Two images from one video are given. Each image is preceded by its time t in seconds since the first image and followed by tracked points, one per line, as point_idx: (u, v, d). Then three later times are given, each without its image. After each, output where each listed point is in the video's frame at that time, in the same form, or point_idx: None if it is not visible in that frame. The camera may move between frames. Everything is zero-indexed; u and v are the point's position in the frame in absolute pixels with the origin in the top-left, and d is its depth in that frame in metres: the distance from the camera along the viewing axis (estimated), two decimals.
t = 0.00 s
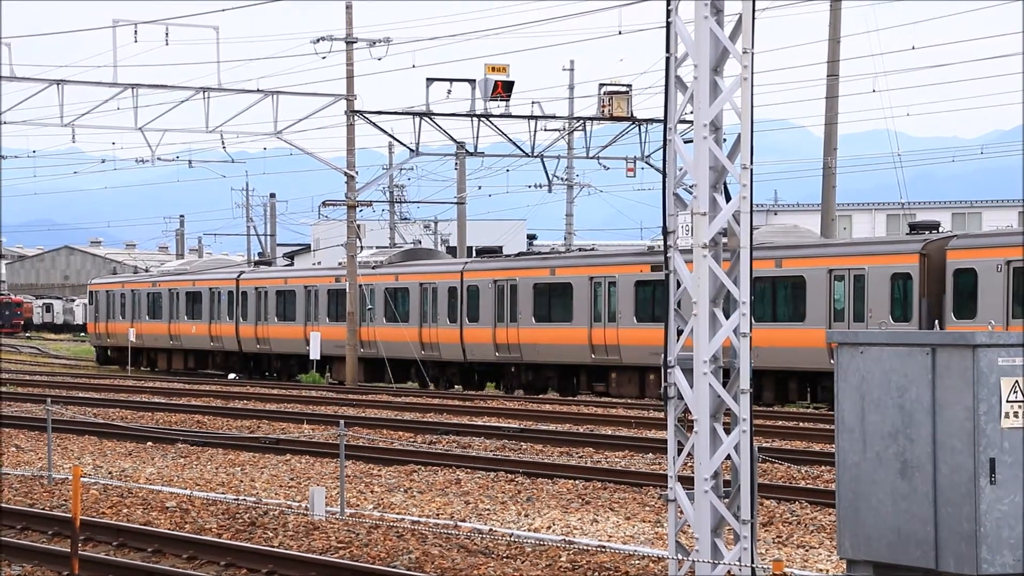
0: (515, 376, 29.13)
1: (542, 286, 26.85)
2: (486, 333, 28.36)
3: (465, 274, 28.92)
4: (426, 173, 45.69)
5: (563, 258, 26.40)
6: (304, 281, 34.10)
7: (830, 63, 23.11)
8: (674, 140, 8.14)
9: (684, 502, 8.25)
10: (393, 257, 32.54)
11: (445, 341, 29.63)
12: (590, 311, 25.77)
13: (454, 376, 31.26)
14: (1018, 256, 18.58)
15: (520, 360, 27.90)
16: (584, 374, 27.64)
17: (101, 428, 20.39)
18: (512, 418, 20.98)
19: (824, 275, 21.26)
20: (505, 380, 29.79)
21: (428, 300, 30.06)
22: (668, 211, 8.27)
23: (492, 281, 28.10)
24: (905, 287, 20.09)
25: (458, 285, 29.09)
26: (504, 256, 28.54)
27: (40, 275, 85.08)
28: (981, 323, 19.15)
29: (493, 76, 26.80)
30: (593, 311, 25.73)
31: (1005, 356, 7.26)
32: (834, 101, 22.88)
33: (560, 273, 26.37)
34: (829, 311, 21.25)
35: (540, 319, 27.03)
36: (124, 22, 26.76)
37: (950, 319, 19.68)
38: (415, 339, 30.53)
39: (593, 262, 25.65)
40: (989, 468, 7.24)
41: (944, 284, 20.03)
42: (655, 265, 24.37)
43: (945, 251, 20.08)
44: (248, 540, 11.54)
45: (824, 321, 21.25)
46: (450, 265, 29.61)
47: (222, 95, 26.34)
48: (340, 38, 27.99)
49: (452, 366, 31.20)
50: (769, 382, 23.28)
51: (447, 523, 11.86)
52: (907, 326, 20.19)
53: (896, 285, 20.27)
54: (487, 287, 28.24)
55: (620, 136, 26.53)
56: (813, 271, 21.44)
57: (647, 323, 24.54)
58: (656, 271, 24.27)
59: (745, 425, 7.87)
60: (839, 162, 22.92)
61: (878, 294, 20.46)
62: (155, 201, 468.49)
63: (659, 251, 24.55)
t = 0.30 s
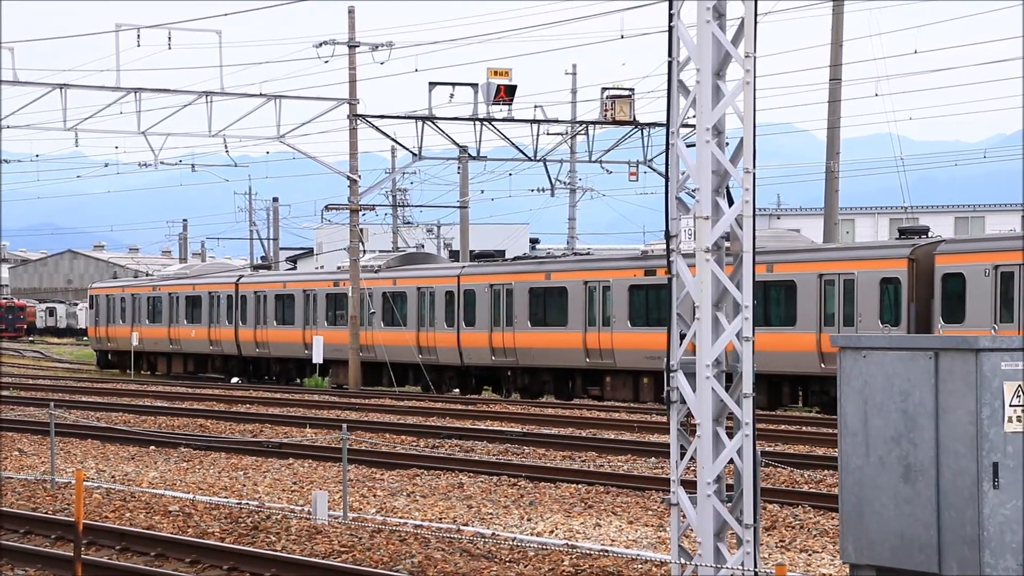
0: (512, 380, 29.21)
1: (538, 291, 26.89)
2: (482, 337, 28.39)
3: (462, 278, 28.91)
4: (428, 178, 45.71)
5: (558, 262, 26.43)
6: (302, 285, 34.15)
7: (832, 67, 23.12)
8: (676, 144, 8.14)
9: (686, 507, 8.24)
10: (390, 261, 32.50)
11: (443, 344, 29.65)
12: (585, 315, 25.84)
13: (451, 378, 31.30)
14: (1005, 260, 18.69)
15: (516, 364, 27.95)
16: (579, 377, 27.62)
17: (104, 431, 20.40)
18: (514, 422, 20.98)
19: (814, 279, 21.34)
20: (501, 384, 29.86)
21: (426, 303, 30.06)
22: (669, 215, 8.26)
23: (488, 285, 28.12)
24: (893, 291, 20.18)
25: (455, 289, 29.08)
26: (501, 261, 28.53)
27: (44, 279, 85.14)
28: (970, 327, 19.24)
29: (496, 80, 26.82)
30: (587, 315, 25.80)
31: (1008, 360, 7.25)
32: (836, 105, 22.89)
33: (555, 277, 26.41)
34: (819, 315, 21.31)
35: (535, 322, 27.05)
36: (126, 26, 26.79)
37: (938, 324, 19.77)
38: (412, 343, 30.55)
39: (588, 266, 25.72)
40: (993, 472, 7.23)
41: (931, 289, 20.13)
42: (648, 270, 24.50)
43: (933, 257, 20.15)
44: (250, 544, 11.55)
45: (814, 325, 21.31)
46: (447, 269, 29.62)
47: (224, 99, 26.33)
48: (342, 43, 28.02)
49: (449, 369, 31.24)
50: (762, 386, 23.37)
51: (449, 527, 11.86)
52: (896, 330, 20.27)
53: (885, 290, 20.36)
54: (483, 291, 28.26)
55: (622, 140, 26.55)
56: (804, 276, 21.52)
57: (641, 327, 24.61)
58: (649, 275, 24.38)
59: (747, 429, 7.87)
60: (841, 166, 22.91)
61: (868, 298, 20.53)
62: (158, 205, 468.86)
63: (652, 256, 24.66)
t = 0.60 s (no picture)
0: (513, 379, 29.32)
1: (539, 291, 27.04)
2: (484, 337, 28.49)
3: (464, 278, 28.92)
4: (436, 177, 45.70)
5: (559, 263, 26.59)
6: (306, 286, 34.23)
7: (841, 66, 23.07)
8: (685, 144, 8.13)
9: (695, 506, 8.23)
10: (392, 262, 32.53)
11: (445, 344, 29.70)
12: (585, 315, 26.01)
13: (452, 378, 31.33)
14: (1000, 260, 18.78)
15: (517, 364, 28.06)
16: (579, 377, 27.70)
17: (113, 431, 20.45)
18: (522, 421, 20.98)
19: (811, 279, 21.55)
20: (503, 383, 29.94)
21: (428, 303, 30.12)
22: (678, 214, 8.26)
23: (490, 285, 28.21)
24: (888, 290, 20.32)
25: (457, 290, 29.09)
26: (503, 261, 28.62)
27: (52, 279, 85.27)
28: (963, 327, 19.32)
29: (504, 80, 26.81)
30: (587, 315, 25.97)
31: (1017, 360, 7.19)
32: (844, 104, 22.84)
33: (556, 278, 26.57)
34: (816, 314, 21.52)
35: (536, 322, 27.20)
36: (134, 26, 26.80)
37: (933, 323, 19.87)
38: (415, 342, 30.58)
39: (588, 266, 25.89)
40: (1001, 472, 7.21)
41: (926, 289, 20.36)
42: (647, 270, 24.66)
43: (927, 257, 20.38)
44: (258, 544, 11.56)
45: (811, 324, 21.53)
46: (449, 269, 29.65)
47: (232, 99, 26.20)
48: (350, 43, 28.01)
49: (451, 369, 31.30)
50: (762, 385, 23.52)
51: (457, 527, 11.85)
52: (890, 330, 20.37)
53: (880, 289, 20.50)
54: (484, 291, 28.35)
55: (630, 140, 26.51)
56: (801, 276, 21.72)
57: (640, 327, 24.76)
58: (648, 275, 24.56)
59: (756, 429, 7.86)
60: (850, 165, 22.85)
61: (863, 297, 20.68)
62: (166, 205, 469.54)
63: (651, 256, 24.83)
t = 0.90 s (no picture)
0: (511, 377, 29.44)
1: (535, 290, 27.17)
2: (481, 335, 28.61)
3: (461, 277, 29.06)
4: (439, 176, 45.70)
5: (555, 262, 26.74)
6: (305, 284, 34.27)
7: (844, 65, 23.05)
8: (688, 143, 8.13)
9: (697, 505, 8.23)
10: (391, 260, 32.57)
11: (443, 343, 29.79)
12: (580, 314, 26.18)
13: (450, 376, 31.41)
14: (989, 260, 19.02)
15: (513, 362, 28.16)
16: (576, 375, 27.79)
17: (115, 430, 20.47)
18: (524, 420, 20.97)
19: (802, 278, 21.77)
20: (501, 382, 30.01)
21: (426, 302, 30.20)
22: (680, 213, 8.26)
23: (487, 284, 28.32)
24: (878, 289, 20.62)
25: (454, 288, 29.23)
26: (500, 260, 28.75)
27: (55, 278, 85.35)
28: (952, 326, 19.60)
29: (507, 79, 26.82)
30: (583, 314, 26.14)
31: (1019, 359, 7.19)
32: (848, 103, 22.82)
33: (552, 277, 26.71)
34: (807, 313, 21.77)
35: (532, 321, 27.32)
36: (138, 25, 26.82)
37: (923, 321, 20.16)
38: (413, 341, 30.67)
39: (584, 265, 26.05)
40: (1004, 471, 7.21)
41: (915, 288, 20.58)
42: (641, 269, 24.90)
43: (917, 257, 20.63)
44: (260, 542, 11.57)
45: (802, 323, 21.79)
46: (447, 268, 29.75)
47: (234, 98, 26.33)
48: (353, 42, 28.01)
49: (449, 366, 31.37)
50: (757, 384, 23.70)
51: (459, 526, 11.86)
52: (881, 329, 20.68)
53: (871, 288, 20.79)
54: (481, 290, 28.44)
55: (632, 139, 26.51)
56: (793, 275, 21.93)
57: (635, 325, 25.00)
58: (643, 274, 24.79)
59: (758, 428, 7.86)
60: (853, 164, 22.83)
61: (854, 297, 20.99)
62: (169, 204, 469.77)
63: (645, 255, 25.12)
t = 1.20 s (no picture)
0: (502, 376, 29.59)
1: (527, 288, 27.32)
2: (473, 333, 28.74)
3: (453, 275, 29.23)
4: (436, 173, 45.65)
5: (546, 260, 26.90)
6: (298, 282, 34.32)
7: (841, 62, 23.06)
8: (685, 140, 8.13)
9: (695, 502, 8.23)
10: (384, 258, 32.63)
11: (435, 340, 29.91)
12: (571, 311, 26.32)
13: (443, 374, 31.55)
14: (972, 257, 19.25)
15: (505, 360, 28.31)
16: (567, 373, 27.95)
17: (113, 428, 20.46)
18: (522, 418, 20.98)
19: (788, 276, 22.01)
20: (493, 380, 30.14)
21: (418, 300, 30.32)
22: (679, 211, 8.26)
23: (479, 282, 28.48)
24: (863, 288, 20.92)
25: (446, 286, 29.39)
26: (492, 258, 28.90)
27: (52, 276, 85.29)
28: (937, 322, 19.86)
29: (505, 77, 26.81)
30: (573, 311, 26.29)
31: (1016, 356, 7.24)
32: (845, 100, 22.83)
33: (543, 274, 26.88)
34: (793, 311, 22.01)
35: (524, 318, 27.49)
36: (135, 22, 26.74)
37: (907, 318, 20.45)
38: (406, 338, 30.78)
39: (574, 263, 26.18)
40: (1001, 468, 7.22)
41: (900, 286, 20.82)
42: (631, 267, 25.07)
43: (902, 254, 20.85)
44: (259, 541, 11.56)
45: (788, 321, 22.03)
46: (439, 266, 29.91)
47: (232, 96, 26.26)
48: (350, 39, 27.96)
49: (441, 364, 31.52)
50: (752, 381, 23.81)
51: (458, 524, 11.86)
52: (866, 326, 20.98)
53: (855, 286, 21.08)
54: (473, 287, 28.57)
55: (630, 136, 26.50)
56: (779, 273, 22.18)
57: (625, 323, 25.14)
58: (633, 272, 24.94)
59: (756, 425, 7.86)
60: (850, 161, 22.84)
61: (839, 294, 21.27)
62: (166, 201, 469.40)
63: (635, 253, 25.28)
